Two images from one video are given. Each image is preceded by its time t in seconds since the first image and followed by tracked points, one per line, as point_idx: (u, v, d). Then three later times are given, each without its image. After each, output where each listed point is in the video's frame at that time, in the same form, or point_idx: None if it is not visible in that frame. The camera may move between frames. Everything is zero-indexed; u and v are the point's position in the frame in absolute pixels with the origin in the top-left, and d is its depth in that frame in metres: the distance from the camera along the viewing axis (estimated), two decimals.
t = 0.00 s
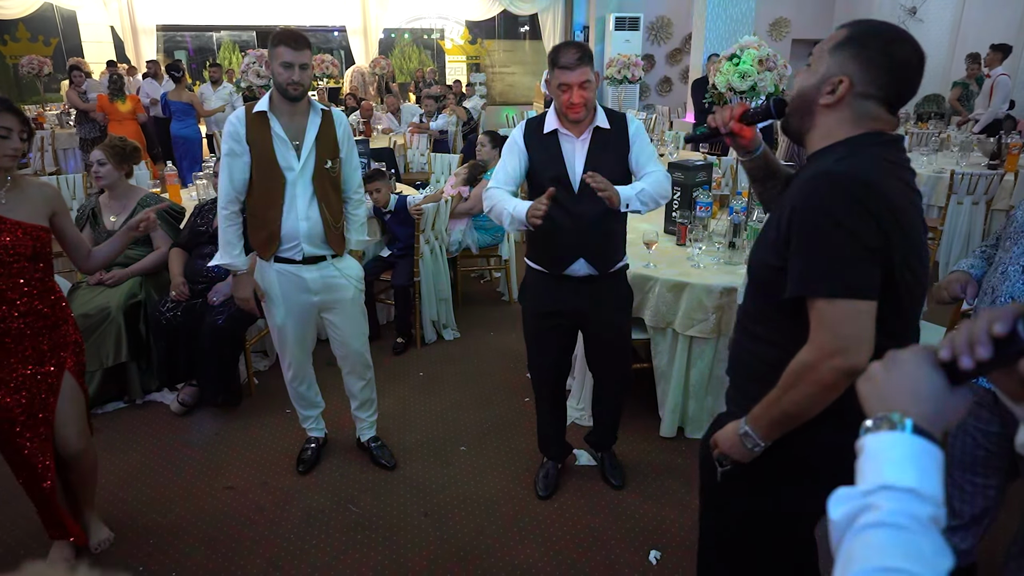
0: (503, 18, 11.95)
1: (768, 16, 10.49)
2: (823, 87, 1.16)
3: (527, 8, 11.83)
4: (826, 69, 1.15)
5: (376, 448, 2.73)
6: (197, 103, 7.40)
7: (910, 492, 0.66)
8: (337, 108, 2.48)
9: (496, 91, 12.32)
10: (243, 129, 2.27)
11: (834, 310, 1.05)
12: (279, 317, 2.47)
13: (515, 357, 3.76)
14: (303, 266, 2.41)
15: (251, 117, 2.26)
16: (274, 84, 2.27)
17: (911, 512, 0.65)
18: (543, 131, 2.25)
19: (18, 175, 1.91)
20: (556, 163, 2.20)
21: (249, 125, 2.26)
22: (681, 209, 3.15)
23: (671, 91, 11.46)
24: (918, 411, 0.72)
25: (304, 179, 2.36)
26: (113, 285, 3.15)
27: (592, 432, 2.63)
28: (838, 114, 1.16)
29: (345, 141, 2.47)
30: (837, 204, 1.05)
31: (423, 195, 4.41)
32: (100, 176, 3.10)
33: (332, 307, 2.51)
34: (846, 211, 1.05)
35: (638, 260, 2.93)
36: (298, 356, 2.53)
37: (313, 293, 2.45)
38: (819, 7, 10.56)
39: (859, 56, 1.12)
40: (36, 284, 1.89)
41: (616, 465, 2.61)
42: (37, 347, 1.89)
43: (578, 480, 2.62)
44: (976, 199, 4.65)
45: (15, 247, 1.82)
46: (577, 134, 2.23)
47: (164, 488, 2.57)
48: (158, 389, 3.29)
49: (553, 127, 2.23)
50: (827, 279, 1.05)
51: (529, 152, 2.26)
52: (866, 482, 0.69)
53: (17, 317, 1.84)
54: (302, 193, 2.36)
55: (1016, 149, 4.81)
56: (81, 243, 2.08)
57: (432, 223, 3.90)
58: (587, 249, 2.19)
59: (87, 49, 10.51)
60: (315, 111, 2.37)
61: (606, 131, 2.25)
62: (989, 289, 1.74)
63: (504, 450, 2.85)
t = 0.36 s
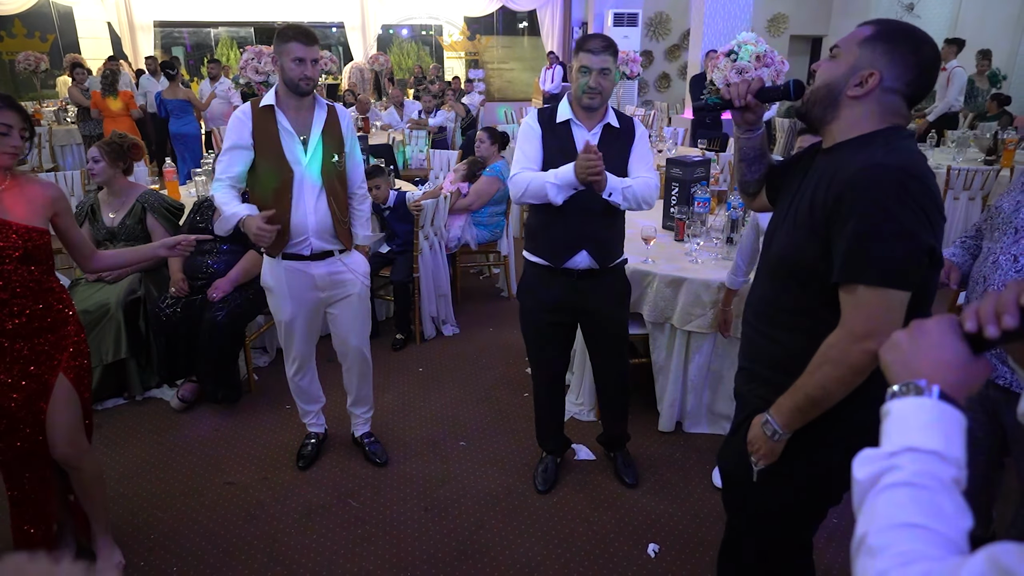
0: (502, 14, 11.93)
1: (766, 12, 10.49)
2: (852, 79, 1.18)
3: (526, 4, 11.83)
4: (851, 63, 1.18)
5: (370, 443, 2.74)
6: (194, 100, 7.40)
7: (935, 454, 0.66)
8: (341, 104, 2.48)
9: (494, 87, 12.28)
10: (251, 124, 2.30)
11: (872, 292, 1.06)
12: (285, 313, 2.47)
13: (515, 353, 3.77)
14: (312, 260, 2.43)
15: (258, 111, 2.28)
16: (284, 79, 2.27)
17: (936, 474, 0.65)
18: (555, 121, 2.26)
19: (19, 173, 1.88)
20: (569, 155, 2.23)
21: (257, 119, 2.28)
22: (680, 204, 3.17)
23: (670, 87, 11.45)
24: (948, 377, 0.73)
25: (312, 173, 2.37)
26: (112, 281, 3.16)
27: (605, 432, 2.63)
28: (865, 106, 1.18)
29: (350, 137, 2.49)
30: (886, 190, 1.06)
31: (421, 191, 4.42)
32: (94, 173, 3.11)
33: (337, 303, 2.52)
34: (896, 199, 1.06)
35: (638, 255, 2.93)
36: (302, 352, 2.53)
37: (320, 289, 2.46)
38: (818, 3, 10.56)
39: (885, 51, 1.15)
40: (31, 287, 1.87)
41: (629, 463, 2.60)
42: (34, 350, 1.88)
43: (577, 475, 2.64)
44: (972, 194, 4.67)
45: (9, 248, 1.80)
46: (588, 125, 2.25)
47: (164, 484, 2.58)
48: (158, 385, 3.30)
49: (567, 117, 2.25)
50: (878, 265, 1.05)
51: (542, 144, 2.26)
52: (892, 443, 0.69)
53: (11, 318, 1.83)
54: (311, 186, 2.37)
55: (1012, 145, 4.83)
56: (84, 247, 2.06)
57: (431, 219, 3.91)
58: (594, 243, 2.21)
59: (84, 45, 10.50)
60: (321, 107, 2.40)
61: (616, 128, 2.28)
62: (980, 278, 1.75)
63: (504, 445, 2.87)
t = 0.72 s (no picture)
0: (493, 17, 11.97)
1: (755, 15, 10.58)
2: (822, 85, 1.21)
3: (517, 7, 11.88)
4: (823, 72, 1.20)
5: (363, 446, 2.74)
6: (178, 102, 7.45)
7: (898, 444, 0.68)
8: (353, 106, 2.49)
9: (485, 90, 12.29)
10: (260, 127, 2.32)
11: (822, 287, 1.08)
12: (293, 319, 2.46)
13: (506, 354, 3.79)
14: (324, 263, 2.43)
15: (266, 115, 2.31)
16: (289, 84, 2.29)
17: (899, 462, 0.67)
18: (570, 122, 2.27)
19: (22, 184, 1.88)
20: (583, 157, 2.24)
21: (265, 122, 2.31)
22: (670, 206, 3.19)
23: (660, 90, 11.52)
24: (909, 370, 0.73)
25: (320, 175, 2.38)
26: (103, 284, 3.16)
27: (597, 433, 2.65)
28: (836, 112, 1.19)
29: (361, 138, 2.50)
30: (839, 187, 1.09)
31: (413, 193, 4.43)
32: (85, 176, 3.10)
33: (346, 308, 2.53)
34: (849, 196, 1.08)
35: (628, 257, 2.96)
36: (308, 358, 2.52)
37: (331, 294, 2.47)
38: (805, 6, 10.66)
39: (853, 57, 1.16)
40: (36, 293, 1.85)
41: (621, 465, 2.62)
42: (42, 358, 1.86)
43: (569, 475, 2.66)
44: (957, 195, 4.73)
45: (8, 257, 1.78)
46: (603, 126, 2.29)
47: (157, 487, 2.58)
48: (149, 389, 3.30)
49: (582, 119, 2.26)
50: (828, 258, 1.08)
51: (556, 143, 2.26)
52: (858, 433, 0.71)
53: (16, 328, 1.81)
54: (321, 187, 2.38)
55: (996, 147, 4.90)
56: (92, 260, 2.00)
57: (423, 222, 3.92)
58: (614, 242, 2.25)
59: (73, 48, 10.44)
60: (331, 108, 2.41)
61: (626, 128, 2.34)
62: (948, 271, 1.77)
63: (496, 446, 2.88)
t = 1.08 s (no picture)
0: (486, 24, 12.01)
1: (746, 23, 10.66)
2: (793, 92, 1.23)
3: (510, 14, 11.94)
4: (792, 79, 1.23)
5: (357, 453, 2.73)
6: (169, 110, 7.44)
7: (802, 430, 0.68)
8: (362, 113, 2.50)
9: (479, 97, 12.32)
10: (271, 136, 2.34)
11: (772, 285, 1.12)
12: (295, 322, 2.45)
13: (500, 360, 3.79)
14: (330, 267, 2.44)
15: (275, 123, 2.33)
16: (296, 95, 2.33)
17: (800, 448, 0.67)
18: (553, 134, 2.30)
19: (25, 184, 1.86)
20: (577, 167, 2.27)
21: (273, 130, 2.33)
22: (663, 212, 3.21)
23: (652, 96, 11.58)
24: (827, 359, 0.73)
25: (328, 181, 2.38)
26: (95, 292, 3.14)
27: (591, 438, 2.66)
28: (806, 117, 1.21)
29: (371, 145, 2.50)
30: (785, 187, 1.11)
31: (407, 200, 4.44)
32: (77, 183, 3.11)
33: (348, 314, 2.53)
34: (791, 199, 1.11)
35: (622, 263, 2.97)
36: (309, 363, 2.50)
37: (335, 299, 2.47)
38: (796, 14, 10.73)
39: (820, 65, 1.18)
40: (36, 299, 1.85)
41: (615, 470, 2.63)
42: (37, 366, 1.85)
43: (563, 481, 2.66)
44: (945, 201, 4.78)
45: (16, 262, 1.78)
46: (587, 133, 2.30)
47: (150, 495, 2.57)
48: (141, 396, 3.28)
49: (564, 129, 2.29)
50: (771, 259, 1.11)
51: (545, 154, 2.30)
52: (771, 419, 0.71)
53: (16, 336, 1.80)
54: (328, 193, 2.38)
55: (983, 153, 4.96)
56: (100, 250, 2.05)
57: (417, 228, 3.93)
58: (608, 246, 2.25)
59: (65, 55, 10.40)
60: (339, 114, 2.41)
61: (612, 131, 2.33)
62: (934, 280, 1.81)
63: (490, 452, 2.88)
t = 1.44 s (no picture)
0: (482, 33, 12.07)
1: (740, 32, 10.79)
2: (743, 105, 1.27)
3: (505, 23, 12.00)
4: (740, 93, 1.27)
5: (353, 461, 2.73)
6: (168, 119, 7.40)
7: (706, 426, 0.69)
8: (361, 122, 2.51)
9: (475, 105, 12.35)
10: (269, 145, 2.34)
11: (722, 302, 1.17)
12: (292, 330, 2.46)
13: (496, 368, 3.79)
14: (327, 277, 2.44)
15: (275, 131, 2.33)
16: (295, 102, 2.33)
17: (696, 442, 0.69)
18: (521, 141, 2.37)
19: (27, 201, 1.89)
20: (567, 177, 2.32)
21: (273, 138, 2.33)
22: (657, 220, 3.23)
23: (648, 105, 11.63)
24: (742, 355, 0.74)
25: (326, 191, 2.39)
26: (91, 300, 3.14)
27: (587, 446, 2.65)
28: (755, 131, 1.25)
29: (369, 155, 2.50)
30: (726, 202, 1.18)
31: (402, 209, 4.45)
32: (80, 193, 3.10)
33: (347, 321, 2.54)
34: (733, 216, 1.17)
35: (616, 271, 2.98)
36: (306, 371, 2.50)
37: (332, 307, 2.47)
38: (789, 23, 10.81)
39: (763, 78, 1.22)
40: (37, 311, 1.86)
41: (612, 478, 2.62)
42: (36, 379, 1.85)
43: (558, 489, 2.66)
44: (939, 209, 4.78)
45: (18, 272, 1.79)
46: (553, 141, 2.34)
47: (146, 505, 2.56)
48: (137, 405, 3.27)
49: (532, 137, 2.35)
50: (718, 278, 1.17)
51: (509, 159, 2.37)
52: (685, 413, 0.72)
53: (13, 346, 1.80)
54: (327, 203, 2.39)
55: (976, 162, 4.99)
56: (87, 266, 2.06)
57: (413, 236, 3.94)
58: (569, 253, 2.28)
59: (61, 63, 10.40)
60: (338, 124, 2.42)
61: (582, 139, 2.36)
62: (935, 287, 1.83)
63: (486, 460, 2.88)
